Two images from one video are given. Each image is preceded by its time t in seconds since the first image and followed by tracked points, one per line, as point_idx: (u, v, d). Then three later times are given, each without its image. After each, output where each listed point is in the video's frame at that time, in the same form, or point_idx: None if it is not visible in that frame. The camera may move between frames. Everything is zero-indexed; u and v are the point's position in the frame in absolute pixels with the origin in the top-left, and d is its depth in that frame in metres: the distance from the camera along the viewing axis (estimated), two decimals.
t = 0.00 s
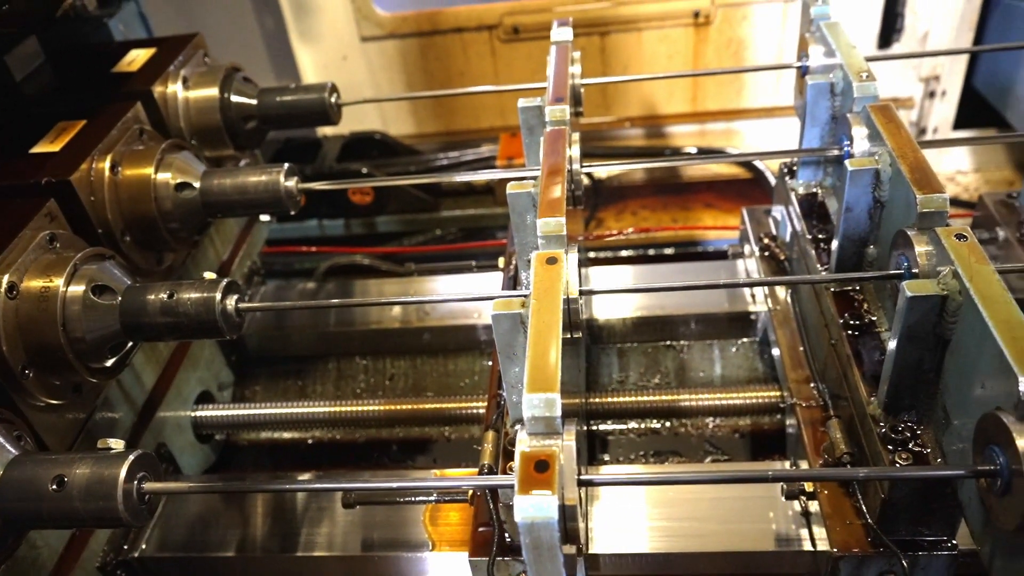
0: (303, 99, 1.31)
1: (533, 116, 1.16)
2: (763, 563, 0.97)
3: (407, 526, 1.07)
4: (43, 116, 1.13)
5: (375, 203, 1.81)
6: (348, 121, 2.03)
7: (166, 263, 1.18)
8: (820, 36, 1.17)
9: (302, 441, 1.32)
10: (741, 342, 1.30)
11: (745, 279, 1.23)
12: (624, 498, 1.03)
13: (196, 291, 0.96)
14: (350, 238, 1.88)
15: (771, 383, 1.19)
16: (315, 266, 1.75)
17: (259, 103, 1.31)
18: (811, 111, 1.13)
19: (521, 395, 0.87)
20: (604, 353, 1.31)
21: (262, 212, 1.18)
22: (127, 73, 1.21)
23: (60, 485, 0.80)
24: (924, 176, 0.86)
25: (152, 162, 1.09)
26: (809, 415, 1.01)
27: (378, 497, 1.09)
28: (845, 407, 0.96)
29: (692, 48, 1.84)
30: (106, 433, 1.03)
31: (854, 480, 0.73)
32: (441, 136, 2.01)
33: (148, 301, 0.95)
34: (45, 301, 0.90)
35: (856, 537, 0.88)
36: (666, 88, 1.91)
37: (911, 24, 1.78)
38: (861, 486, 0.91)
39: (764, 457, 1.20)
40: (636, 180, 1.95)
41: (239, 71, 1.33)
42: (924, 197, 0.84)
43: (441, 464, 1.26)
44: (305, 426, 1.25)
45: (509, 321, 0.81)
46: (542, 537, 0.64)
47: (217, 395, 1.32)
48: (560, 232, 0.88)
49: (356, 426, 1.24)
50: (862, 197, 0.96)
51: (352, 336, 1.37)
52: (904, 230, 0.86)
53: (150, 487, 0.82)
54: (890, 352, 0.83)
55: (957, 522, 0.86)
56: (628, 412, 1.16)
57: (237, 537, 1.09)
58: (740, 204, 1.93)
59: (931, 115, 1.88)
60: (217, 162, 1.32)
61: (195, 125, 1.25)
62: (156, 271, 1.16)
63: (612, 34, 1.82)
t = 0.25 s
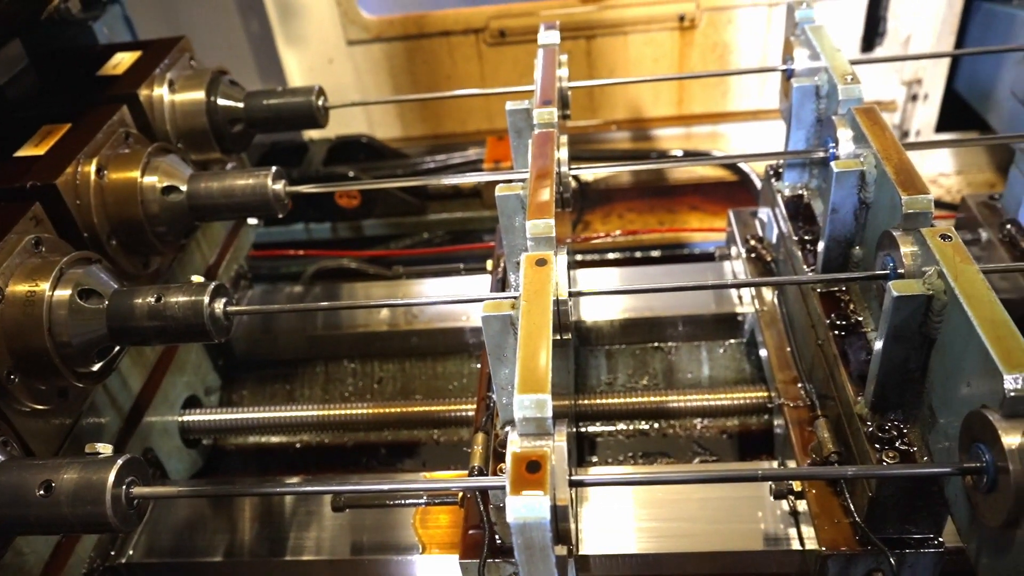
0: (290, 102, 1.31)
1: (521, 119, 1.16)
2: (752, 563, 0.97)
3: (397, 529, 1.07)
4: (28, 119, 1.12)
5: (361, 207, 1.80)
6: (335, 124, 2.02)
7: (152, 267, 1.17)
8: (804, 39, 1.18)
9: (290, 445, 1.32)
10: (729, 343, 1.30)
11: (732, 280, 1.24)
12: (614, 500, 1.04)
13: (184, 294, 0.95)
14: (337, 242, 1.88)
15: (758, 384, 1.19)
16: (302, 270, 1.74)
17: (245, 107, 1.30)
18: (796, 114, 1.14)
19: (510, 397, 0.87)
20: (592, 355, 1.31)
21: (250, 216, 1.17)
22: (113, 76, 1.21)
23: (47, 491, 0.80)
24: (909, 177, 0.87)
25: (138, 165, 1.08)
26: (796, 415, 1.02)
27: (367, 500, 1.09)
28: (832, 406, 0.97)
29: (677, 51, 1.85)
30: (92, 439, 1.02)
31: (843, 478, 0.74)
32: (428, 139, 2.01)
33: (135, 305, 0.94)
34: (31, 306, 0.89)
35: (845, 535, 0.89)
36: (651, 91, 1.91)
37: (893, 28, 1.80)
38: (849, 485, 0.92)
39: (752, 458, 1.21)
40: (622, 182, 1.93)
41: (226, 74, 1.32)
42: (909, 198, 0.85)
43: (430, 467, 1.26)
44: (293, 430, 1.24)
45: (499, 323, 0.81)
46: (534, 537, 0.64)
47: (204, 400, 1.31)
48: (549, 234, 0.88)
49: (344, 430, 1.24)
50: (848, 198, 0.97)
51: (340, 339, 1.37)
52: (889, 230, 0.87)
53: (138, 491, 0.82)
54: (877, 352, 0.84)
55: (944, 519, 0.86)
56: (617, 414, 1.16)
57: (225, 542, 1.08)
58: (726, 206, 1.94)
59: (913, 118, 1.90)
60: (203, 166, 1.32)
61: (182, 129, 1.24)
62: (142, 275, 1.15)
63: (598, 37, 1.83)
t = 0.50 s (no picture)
0: (277, 106, 1.30)
1: (509, 122, 1.16)
2: (743, 564, 0.97)
3: (387, 534, 1.07)
4: (11, 124, 1.11)
5: (349, 211, 1.80)
6: (321, 128, 2.01)
7: (139, 272, 1.16)
8: (790, 42, 1.19)
9: (279, 451, 1.31)
10: (717, 345, 1.30)
11: (721, 282, 1.24)
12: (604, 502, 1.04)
13: (171, 299, 0.94)
14: (324, 246, 1.87)
15: (746, 385, 1.20)
16: (290, 274, 1.73)
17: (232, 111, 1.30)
18: (783, 116, 1.15)
19: (501, 401, 0.87)
20: (582, 358, 1.31)
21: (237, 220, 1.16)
22: (98, 80, 1.20)
23: (34, 499, 0.79)
24: (896, 179, 0.88)
25: (124, 170, 1.08)
26: (785, 416, 1.02)
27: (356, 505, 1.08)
28: (821, 407, 0.98)
29: (664, 54, 1.86)
30: (79, 446, 1.01)
31: (832, 478, 0.74)
32: (415, 143, 2.01)
33: (122, 311, 0.93)
34: (16, 313, 0.89)
35: (835, 536, 0.89)
36: (638, 94, 1.92)
37: (877, 30, 1.81)
38: (838, 485, 0.92)
39: (742, 459, 1.21)
40: (611, 185, 1.97)
41: (212, 78, 1.32)
42: (896, 200, 0.85)
43: (420, 471, 1.26)
44: (282, 436, 1.24)
45: (490, 326, 0.81)
46: (527, 541, 0.64)
47: (192, 406, 1.30)
48: (538, 237, 0.89)
49: (333, 435, 1.24)
50: (835, 200, 0.97)
51: (328, 344, 1.36)
52: (877, 232, 0.88)
53: (127, 499, 0.81)
54: (865, 353, 0.84)
55: (933, 519, 0.87)
56: (607, 416, 1.16)
57: (214, 549, 1.08)
58: (713, 208, 1.95)
59: (898, 120, 1.92)
60: (189, 170, 1.31)
61: (168, 133, 1.23)
62: (129, 281, 1.14)
63: (585, 40, 1.83)
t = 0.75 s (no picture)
0: (263, 110, 1.30)
1: (496, 125, 1.16)
2: (732, 565, 0.98)
3: (377, 539, 1.06)
4: None
5: (336, 215, 1.79)
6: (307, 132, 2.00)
7: (124, 278, 1.15)
8: (775, 44, 1.20)
9: (267, 457, 1.30)
10: (705, 347, 1.31)
11: (708, 284, 1.25)
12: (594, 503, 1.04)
13: (157, 305, 0.94)
14: (311, 250, 1.86)
15: (733, 386, 1.20)
16: (276, 279, 1.72)
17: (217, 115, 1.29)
18: (768, 118, 1.15)
19: (490, 404, 0.87)
20: (570, 360, 1.31)
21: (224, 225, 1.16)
22: (81, 85, 1.19)
23: (20, 509, 0.78)
24: (881, 181, 0.89)
25: (108, 175, 1.07)
26: (773, 417, 1.02)
27: (346, 510, 1.09)
28: (808, 408, 0.98)
29: (649, 57, 1.87)
30: (64, 455, 1.00)
31: (821, 478, 0.75)
32: (401, 146, 2.00)
33: (108, 317, 0.92)
34: None
35: (823, 535, 0.90)
36: (624, 97, 1.93)
37: (860, 33, 1.83)
38: (827, 485, 0.92)
39: (730, 460, 1.21)
40: (597, 188, 1.95)
41: (196, 82, 1.31)
42: (881, 201, 0.86)
43: (409, 475, 1.25)
44: (270, 441, 1.23)
45: (479, 330, 0.81)
46: (518, 545, 0.64)
47: (179, 413, 1.29)
48: (527, 240, 0.89)
49: (322, 440, 1.23)
50: (821, 201, 0.98)
51: (316, 349, 1.35)
52: (863, 233, 0.88)
53: (114, 507, 0.80)
54: (852, 353, 0.85)
55: (920, 518, 0.87)
56: (596, 418, 1.17)
57: (202, 556, 1.09)
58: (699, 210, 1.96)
59: (881, 122, 1.93)
60: (175, 175, 1.30)
61: (152, 138, 1.23)
62: (114, 286, 1.13)
63: (571, 43, 1.84)
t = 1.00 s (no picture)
0: (246, 113, 1.29)
1: (482, 127, 1.15)
2: (721, 564, 0.98)
3: (365, 543, 1.06)
4: None
5: (320, 218, 1.79)
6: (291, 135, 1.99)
7: (107, 284, 1.14)
8: (758, 46, 1.21)
9: (253, 462, 1.29)
10: (691, 347, 1.31)
11: (693, 284, 1.25)
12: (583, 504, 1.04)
13: (142, 311, 0.93)
14: (296, 254, 1.85)
15: (720, 386, 1.21)
16: (261, 283, 1.71)
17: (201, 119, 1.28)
18: (752, 119, 1.16)
19: (479, 406, 0.87)
20: (557, 362, 1.31)
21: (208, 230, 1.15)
22: (62, 89, 1.17)
23: (4, 517, 0.77)
24: (864, 180, 0.90)
25: (91, 179, 1.05)
26: (760, 416, 1.03)
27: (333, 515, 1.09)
28: (795, 406, 0.99)
29: (633, 59, 1.88)
30: (48, 463, 0.99)
31: (808, 476, 0.75)
32: (386, 149, 2.00)
33: (91, 322, 0.92)
34: None
35: (811, 533, 0.91)
36: (608, 99, 1.94)
37: (841, 34, 1.85)
38: (813, 483, 0.93)
39: (717, 460, 1.22)
40: (581, 190, 1.96)
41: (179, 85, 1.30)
42: (865, 201, 0.87)
43: (397, 479, 1.25)
44: (256, 447, 1.23)
45: (466, 332, 0.81)
46: (508, 546, 0.64)
47: (164, 419, 1.28)
48: (513, 242, 0.89)
49: (309, 444, 1.23)
50: (805, 201, 0.99)
51: (302, 353, 1.35)
52: (847, 232, 0.89)
53: (99, 514, 0.80)
54: (837, 352, 0.86)
55: (906, 514, 0.88)
56: (583, 419, 1.17)
57: (188, 562, 1.10)
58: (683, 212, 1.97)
59: (863, 123, 1.95)
60: (158, 179, 1.29)
61: (135, 142, 1.21)
62: (97, 292, 1.11)
63: (555, 46, 1.84)
